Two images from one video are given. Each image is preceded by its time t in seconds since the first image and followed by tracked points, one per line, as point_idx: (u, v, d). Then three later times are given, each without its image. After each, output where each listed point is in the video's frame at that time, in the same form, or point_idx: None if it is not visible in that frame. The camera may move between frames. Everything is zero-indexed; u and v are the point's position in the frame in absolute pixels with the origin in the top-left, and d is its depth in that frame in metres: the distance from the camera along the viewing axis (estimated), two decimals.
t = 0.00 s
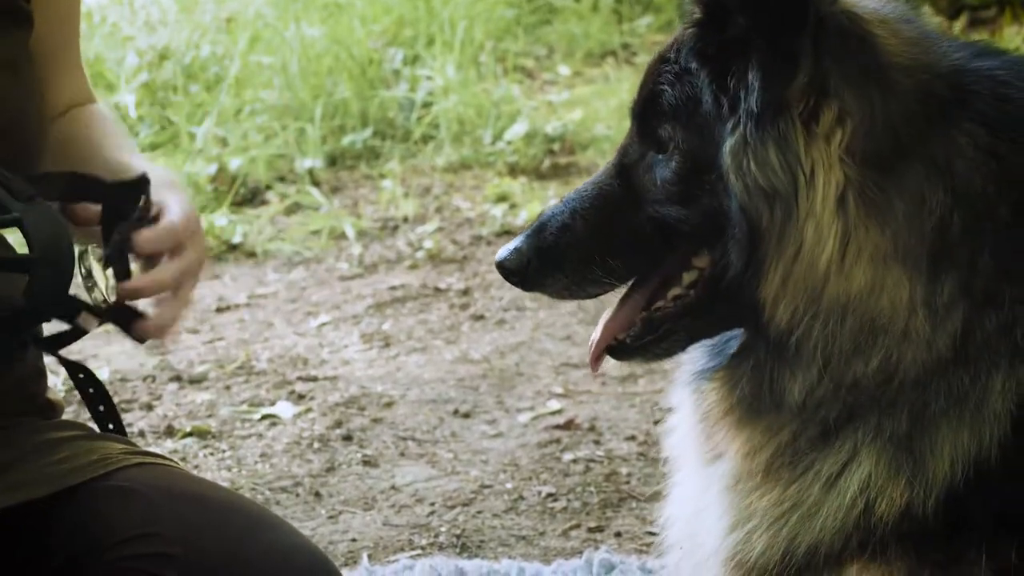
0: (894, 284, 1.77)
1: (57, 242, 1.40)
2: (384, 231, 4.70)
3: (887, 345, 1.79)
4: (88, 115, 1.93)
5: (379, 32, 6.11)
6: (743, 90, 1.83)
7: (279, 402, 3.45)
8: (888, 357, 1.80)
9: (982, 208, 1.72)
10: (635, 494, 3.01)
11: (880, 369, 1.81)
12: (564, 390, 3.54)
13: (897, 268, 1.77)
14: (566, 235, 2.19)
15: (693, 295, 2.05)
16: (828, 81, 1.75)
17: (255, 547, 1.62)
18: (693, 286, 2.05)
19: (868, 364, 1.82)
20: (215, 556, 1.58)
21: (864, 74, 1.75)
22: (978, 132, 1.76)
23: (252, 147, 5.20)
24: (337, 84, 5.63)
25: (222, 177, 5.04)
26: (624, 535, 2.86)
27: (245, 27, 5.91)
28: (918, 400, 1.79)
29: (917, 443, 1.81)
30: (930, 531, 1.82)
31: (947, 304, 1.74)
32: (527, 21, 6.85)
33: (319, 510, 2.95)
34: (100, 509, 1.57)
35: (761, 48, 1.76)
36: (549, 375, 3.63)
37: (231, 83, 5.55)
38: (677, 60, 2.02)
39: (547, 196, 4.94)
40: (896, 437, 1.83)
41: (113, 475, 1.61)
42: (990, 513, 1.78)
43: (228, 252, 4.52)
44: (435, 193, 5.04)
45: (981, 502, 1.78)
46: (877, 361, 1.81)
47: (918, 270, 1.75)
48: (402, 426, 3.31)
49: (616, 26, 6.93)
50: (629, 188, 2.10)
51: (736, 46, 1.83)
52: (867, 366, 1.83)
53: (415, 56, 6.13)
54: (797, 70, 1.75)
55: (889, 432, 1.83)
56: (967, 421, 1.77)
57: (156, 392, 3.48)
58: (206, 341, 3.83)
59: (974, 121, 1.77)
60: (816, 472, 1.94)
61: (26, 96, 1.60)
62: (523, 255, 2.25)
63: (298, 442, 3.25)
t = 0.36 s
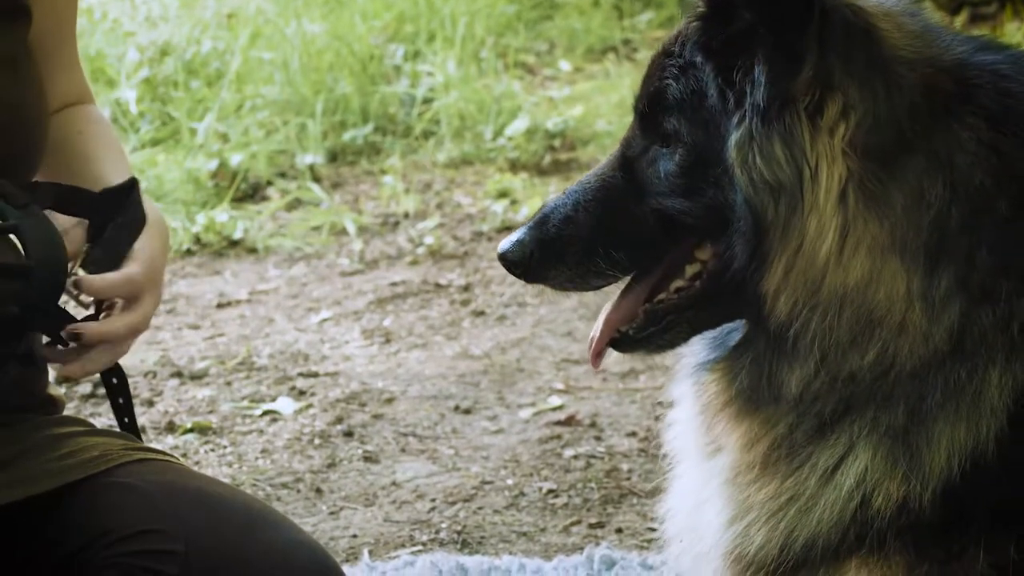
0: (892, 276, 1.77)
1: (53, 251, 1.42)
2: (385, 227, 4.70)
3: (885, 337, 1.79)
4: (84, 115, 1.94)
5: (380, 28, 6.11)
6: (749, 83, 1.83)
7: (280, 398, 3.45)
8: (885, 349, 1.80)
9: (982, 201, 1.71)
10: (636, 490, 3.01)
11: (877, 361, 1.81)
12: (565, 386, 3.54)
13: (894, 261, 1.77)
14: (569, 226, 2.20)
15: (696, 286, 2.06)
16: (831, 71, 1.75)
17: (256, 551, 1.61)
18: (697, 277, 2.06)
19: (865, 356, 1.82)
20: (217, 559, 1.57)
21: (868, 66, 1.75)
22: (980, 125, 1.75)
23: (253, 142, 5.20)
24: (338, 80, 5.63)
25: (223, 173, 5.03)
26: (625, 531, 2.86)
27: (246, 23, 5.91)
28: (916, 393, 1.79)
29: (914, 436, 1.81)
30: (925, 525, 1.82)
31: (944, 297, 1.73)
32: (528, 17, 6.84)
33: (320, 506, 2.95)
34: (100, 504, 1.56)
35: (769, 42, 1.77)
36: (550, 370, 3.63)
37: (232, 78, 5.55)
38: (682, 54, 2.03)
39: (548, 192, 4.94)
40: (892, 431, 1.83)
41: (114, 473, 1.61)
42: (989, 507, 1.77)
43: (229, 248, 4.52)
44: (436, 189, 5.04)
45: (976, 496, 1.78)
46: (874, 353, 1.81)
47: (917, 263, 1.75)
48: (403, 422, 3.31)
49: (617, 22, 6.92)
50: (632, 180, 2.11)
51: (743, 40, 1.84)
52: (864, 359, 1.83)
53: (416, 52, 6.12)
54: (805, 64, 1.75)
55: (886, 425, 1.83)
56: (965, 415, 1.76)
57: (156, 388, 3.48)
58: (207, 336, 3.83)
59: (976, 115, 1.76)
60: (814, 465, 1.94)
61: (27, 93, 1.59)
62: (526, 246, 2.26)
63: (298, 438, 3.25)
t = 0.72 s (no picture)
0: (897, 274, 1.77)
1: (49, 268, 1.42)
2: (386, 225, 4.70)
3: (888, 336, 1.79)
4: (84, 113, 1.94)
5: (381, 26, 6.10)
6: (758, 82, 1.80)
7: (280, 396, 3.45)
8: (888, 348, 1.79)
9: (987, 200, 1.71)
10: (636, 489, 3.01)
11: (880, 359, 1.81)
12: (565, 384, 3.53)
13: (898, 258, 1.76)
14: (574, 224, 2.19)
15: (700, 285, 2.06)
16: (843, 68, 1.72)
17: (257, 553, 1.60)
18: (700, 276, 2.07)
19: (868, 355, 1.82)
20: (216, 560, 1.57)
21: (879, 62, 1.73)
22: (986, 124, 1.75)
23: (254, 140, 5.20)
24: (339, 78, 5.62)
25: (224, 170, 5.03)
26: (626, 530, 2.86)
27: (247, 21, 5.91)
28: (917, 392, 1.79)
29: (914, 435, 1.81)
30: (925, 525, 1.82)
31: (948, 297, 1.73)
32: (530, 15, 6.84)
33: (320, 504, 2.95)
34: (100, 503, 1.56)
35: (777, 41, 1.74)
36: (551, 369, 3.63)
37: (233, 76, 5.55)
38: (689, 54, 2.00)
39: (548, 190, 4.93)
40: (893, 430, 1.83)
41: (114, 471, 1.62)
42: (989, 507, 1.77)
43: (230, 245, 4.52)
44: (437, 187, 5.04)
45: (976, 496, 1.78)
46: (877, 351, 1.81)
47: (921, 261, 1.75)
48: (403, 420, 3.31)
49: (618, 20, 6.92)
50: (637, 179, 2.09)
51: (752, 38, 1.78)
52: (867, 357, 1.82)
53: (417, 50, 6.12)
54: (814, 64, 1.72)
55: (886, 424, 1.83)
56: (967, 415, 1.76)
57: (157, 385, 3.48)
58: (207, 334, 3.83)
59: (982, 114, 1.76)
60: (814, 463, 1.94)
61: (29, 93, 1.59)
62: (530, 246, 2.25)
63: (299, 436, 3.25)
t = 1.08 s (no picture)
0: (915, 272, 1.77)
1: (60, 258, 1.44)
2: (387, 225, 4.70)
3: (901, 335, 1.79)
4: (84, 112, 1.94)
5: (382, 26, 6.11)
6: (810, 81, 1.78)
7: (281, 396, 3.45)
8: (901, 348, 1.80)
9: (998, 199, 1.73)
10: (636, 490, 3.01)
11: (892, 360, 1.81)
12: (566, 385, 3.53)
13: (917, 255, 1.76)
14: (585, 228, 2.10)
15: (712, 286, 2.02)
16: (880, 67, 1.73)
17: (257, 553, 1.60)
18: (710, 280, 2.03)
19: (883, 354, 1.82)
20: (216, 560, 1.57)
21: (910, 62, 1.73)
22: (1002, 123, 1.75)
23: (255, 140, 5.20)
24: (340, 78, 5.62)
25: (225, 170, 5.03)
26: (626, 531, 2.86)
27: (249, 21, 5.91)
28: (924, 392, 1.80)
29: (920, 436, 1.81)
30: (928, 527, 1.82)
31: (959, 296, 1.74)
32: (531, 16, 6.84)
33: (320, 505, 2.95)
34: (100, 502, 1.56)
35: (835, 41, 1.75)
36: (550, 370, 3.63)
37: (234, 76, 5.55)
38: (711, 53, 1.96)
39: (549, 191, 4.93)
40: (897, 430, 1.83)
41: (114, 470, 1.61)
42: (994, 507, 1.77)
43: (231, 245, 4.52)
44: (437, 187, 5.04)
45: (981, 498, 1.78)
46: (892, 351, 1.81)
47: (938, 260, 1.75)
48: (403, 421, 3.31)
49: (620, 21, 6.92)
50: (652, 180, 2.04)
51: (783, 38, 1.79)
52: (882, 356, 1.82)
53: (419, 50, 6.12)
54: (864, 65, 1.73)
55: (892, 424, 1.84)
56: (971, 415, 1.77)
57: (157, 385, 3.48)
58: (208, 333, 3.83)
59: (997, 113, 1.76)
60: (818, 463, 1.94)
61: (30, 93, 1.59)
62: (538, 249, 2.14)
63: (299, 436, 3.25)
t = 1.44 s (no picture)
0: (914, 280, 1.77)
1: (98, 237, 1.46)
2: (388, 226, 4.70)
3: (902, 343, 1.80)
4: (80, 115, 1.94)
5: (384, 27, 6.11)
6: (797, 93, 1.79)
7: (281, 397, 3.45)
8: (902, 355, 1.80)
9: (997, 205, 1.73)
10: (637, 492, 3.01)
11: (893, 367, 1.81)
12: (567, 387, 3.53)
13: (917, 263, 1.77)
14: (583, 235, 2.10)
15: (711, 292, 2.02)
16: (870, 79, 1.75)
17: (257, 553, 1.60)
18: (710, 285, 2.02)
19: (883, 362, 1.82)
20: (216, 560, 1.57)
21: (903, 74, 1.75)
22: (1000, 129, 1.75)
23: (256, 140, 5.20)
24: (341, 78, 5.62)
25: (226, 170, 5.03)
26: (626, 533, 2.86)
27: (250, 21, 5.91)
28: (925, 399, 1.80)
29: (920, 442, 1.81)
30: (929, 532, 1.82)
31: (959, 303, 1.75)
32: (532, 17, 6.84)
33: (320, 505, 2.95)
34: (99, 502, 1.56)
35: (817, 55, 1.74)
36: (551, 371, 3.63)
37: (236, 76, 5.55)
38: (706, 62, 1.95)
39: (550, 192, 4.93)
40: (898, 435, 1.83)
41: (114, 470, 1.61)
42: (995, 514, 1.77)
43: (232, 245, 4.52)
44: (439, 188, 5.04)
45: (981, 503, 1.78)
46: (892, 358, 1.81)
47: (937, 266, 1.76)
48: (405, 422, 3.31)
49: (621, 22, 6.92)
50: (650, 189, 2.04)
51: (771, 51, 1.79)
52: (882, 364, 1.82)
53: (420, 51, 6.12)
54: (843, 78, 1.74)
55: (892, 430, 1.84)
56: (972, 421, 1.77)
57: (158, 385, 3.48)
58: (209, 334, 3.83)
59: (996, 118, 1.76)
60: (818, 468, 1.94)
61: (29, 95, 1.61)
62: (535, 257, 2.15)
63: (300, 437, 3.25)
